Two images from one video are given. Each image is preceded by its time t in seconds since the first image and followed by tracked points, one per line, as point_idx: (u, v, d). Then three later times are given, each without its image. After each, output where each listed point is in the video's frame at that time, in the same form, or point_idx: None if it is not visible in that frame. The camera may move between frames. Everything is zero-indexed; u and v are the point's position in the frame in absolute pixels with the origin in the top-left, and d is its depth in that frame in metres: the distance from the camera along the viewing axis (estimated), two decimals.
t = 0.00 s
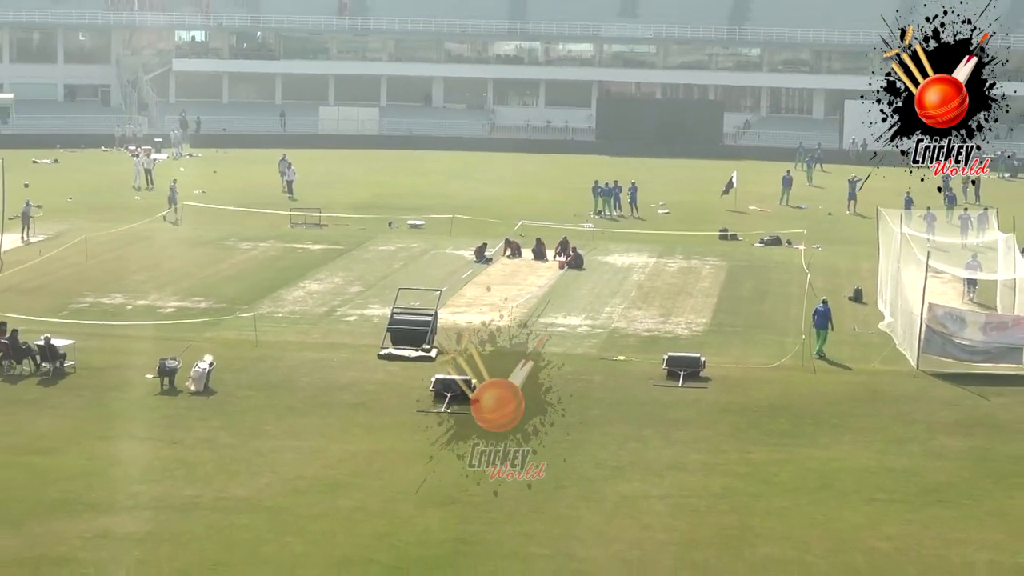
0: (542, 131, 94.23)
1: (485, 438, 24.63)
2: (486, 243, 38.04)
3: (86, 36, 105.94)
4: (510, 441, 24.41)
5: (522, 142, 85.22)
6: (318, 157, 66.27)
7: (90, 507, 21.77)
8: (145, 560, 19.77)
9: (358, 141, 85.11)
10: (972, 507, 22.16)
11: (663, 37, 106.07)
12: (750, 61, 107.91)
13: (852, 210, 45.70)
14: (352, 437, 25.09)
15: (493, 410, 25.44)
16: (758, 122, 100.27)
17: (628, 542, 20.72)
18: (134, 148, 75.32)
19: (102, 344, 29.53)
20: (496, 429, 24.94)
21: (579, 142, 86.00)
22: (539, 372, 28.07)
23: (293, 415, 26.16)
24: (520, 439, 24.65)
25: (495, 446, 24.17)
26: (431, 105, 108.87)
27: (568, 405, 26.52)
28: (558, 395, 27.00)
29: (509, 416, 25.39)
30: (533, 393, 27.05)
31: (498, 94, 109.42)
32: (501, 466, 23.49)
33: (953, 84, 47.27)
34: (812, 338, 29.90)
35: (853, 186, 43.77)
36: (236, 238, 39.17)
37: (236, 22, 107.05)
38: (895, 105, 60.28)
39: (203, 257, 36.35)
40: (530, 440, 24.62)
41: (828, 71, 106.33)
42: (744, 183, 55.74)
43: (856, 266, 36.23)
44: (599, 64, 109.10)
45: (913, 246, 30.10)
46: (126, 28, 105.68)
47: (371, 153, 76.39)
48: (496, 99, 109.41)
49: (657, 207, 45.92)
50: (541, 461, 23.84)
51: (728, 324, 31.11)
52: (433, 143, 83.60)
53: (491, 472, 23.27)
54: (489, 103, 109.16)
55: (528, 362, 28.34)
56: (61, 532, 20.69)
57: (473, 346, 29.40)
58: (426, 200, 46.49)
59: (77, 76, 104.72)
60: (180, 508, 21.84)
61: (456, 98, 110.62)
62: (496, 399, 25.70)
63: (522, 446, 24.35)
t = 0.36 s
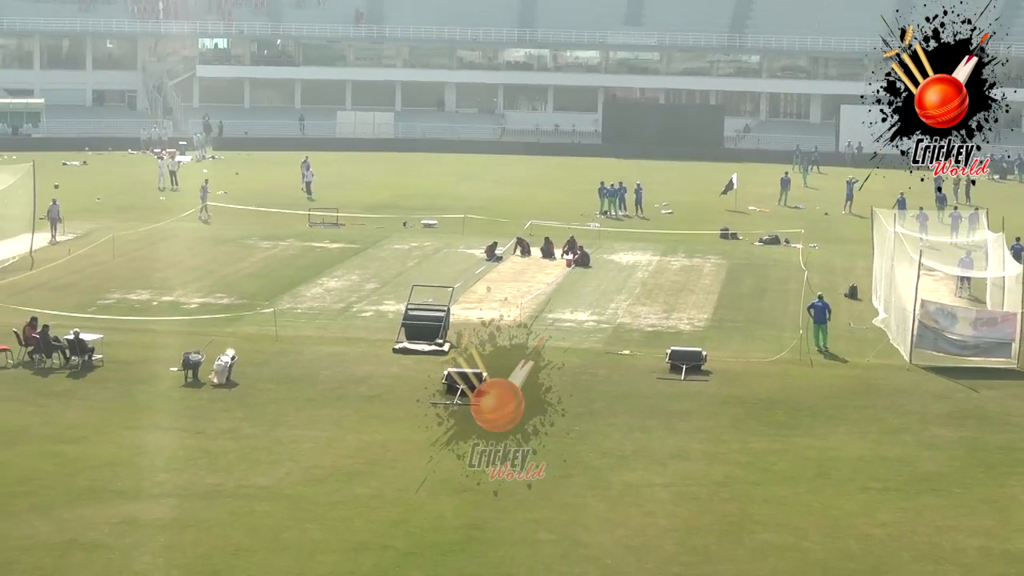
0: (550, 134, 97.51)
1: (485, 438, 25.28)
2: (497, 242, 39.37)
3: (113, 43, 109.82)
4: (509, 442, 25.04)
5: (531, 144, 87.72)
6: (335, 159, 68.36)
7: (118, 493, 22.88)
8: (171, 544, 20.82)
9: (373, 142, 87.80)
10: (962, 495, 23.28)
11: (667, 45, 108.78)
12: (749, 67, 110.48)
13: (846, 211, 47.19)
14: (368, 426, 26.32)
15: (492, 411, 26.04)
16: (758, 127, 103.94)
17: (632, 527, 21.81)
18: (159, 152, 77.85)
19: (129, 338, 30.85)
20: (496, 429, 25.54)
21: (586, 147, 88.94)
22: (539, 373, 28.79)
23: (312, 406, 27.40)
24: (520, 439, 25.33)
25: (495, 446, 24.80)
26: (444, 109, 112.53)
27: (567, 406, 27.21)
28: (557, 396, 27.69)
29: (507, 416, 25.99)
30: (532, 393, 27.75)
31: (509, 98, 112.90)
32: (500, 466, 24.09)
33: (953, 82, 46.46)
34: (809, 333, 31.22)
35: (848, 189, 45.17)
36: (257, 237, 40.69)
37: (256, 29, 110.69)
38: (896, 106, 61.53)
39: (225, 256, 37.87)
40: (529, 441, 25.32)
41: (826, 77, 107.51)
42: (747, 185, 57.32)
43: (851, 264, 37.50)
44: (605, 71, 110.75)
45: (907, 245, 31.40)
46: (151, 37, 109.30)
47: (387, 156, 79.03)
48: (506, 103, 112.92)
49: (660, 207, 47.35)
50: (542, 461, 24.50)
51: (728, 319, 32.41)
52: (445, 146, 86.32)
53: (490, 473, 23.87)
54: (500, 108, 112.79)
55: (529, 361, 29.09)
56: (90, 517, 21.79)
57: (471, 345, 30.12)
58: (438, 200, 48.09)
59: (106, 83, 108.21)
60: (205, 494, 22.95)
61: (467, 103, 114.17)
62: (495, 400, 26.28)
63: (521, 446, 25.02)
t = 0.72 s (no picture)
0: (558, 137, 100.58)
1: (485, 438, 25.95)
2: (506, 240, 40.75)
3: (138, 49, 114.16)
4: (510, 443, 25.68)
5: (540, 144, 90.04)
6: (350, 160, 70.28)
7: (143, 481, 23.96)
8: (193, 529, 21.84)
9: (386, 143, 90.29)
10: (951, 483, 24.41)
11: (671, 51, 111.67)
12: (749, 73, 112.98)
13: (841, 210, 48.58)
14: (383, 417, 27.53)
15: (493, 411, 26.83)
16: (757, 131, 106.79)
17: (635, 514, 22.86)
18: (182, 153, 80.17)
19: (154, 331, 32.19)
20: (494, 429, 26.30)
21: (593, 148, 91.44)
22: (538, 373, 29.56)
23: (329, 396, 28.68)
24: (521, 439, 26.00)
25: (495, 446, 25.41)
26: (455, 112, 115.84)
27: (567, 407, 27.85)
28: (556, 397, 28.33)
29: (509, 417, 26.77)
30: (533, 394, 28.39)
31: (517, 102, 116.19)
32: (500, 467, 24.67)
33: (952, 83, 47.41)
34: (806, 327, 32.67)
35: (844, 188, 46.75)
36: (277, 235, 42.20)
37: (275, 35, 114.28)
38: (897, 106, 62.88)
39: (246, 253, 39.35)
40: (529, 440, 25.98)
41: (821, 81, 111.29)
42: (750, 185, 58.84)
43: (846, 260, 38.94)
44: (609, 76, 113.89)
45: (898, 244, 32.96)
46: (175, 42, 113.03)
47: (400, 157, 81.59)
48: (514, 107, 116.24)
49: (663, 207, 48.78)
50: (543, 461, 25.07)
51: (728, 314, 33.79)
52: (455, 147, 88.67)
53: (490, 473, 24.44)
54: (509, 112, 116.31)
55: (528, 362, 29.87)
56: (118, 503, 22.86)
57: (471, 346, 31.10)
58: (450, 198, 49.66)
59: (134, 85, 112.64)
60: (227, 481, 24.06)
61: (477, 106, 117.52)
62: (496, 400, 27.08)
63: (521, 446, 25.67)
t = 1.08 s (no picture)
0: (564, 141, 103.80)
1: (485, 439, 26.36)
2: (512, 238, 42.07)
3: (160, 54, 117.05)
4: (509, 444, 26.08)
5: (548, 146, 92.47)
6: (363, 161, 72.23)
7: (163, 468, 24.92)
8: (211, 515, 22.64)
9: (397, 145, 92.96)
10: (940, 470, 25.36)
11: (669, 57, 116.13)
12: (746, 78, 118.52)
13: (835, 210, 49.91)
14: (393, 409, 28.60)
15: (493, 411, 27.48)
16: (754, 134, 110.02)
17: (637, 500, 23.75)
18: (201, 155, 82.45)
19: (173, 327, 33.46)
20: (493, 428, 26.89)
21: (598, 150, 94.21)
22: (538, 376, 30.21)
23: (342, 389, 29.85)
24: (521, 440, 26.47)
25: (495, 447, 25.80)
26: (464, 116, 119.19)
27: (565, 410, 28.43)
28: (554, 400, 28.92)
29: (509, 418, 27.39)
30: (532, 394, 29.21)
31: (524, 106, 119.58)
32: (500, 467, 25.03)
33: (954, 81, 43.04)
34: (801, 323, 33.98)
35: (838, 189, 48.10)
36: (293, 233, 43.69)
37: (291, 42, 117.94)
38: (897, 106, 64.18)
39: (264, 250, 40.83)
40: (529, 441, 26.45)
41: (816, 86, 116.58)
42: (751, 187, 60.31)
43: (839, 259, 40.41)
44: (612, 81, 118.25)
45: (891, 241, 34.40)
46: (195, 48, 116.20)
47: (410, 158, 83.81)
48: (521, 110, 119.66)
49: (664, 207, 50.18)
50: (542, 461, 25.47)
51: (726, 311, 35.07)
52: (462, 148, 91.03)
53: (490, 473, 24.79)
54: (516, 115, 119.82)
55: (528, 366, 30.55)
56: (140, 489, 23.78)
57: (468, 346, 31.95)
58: (459, 198, 51.15)
59: (155, 90, 115.81)
60: (243, 468, 25.07)
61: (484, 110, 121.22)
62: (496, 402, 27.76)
63: (521, 447, 26.08)
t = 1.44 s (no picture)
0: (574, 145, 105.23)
1: (485, 439, 26.92)
2: (522, 238, 43.17)
3: (181, 60, 118.88)
4: (509, 444, 26.64)
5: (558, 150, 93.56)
6: (377, 163, 73.46)
7: (184, 460, 25.96)
8: (231, 505, 23.61)
9: (409, 148, 94.24)
10: (936, 463, 26.29)
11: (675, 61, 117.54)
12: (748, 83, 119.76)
13: (837, 210, 51.01)
14: (406, 403, 29.61)
15: (493, 409, 27.70)
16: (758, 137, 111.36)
17: (642, 492, 24.70)
18: (219, 157, 83.78)
19: (193, 324, 34.53)
20: (493, 429, 27.23)
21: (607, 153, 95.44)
22: (537, 375, 30.86)
23: (358, 383, 30.90)
24: (522, 440, 27.08)
25: (494, 446, 26.38)
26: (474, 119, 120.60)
27: (566, 410, 29.05)
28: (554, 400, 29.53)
29: (509, 418, 27.67)
30: (532, 394, 29.87)
31: (532, 109, 120.91)
32: (500, 467, 25.58)
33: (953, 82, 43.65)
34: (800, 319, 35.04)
35: (839, 190, 49.14)
36: (309, 233, 44.79)
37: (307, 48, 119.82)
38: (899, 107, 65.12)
39: (281, 249, 41.94)
40: (530, 441, 27.04)
41: (816, 91, 117.12)
42: (757, 189, 61.32)
43: (839, 258, 41.40)
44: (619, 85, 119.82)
45: (889, 242, 35.51)
46: (215, 54, 117.98)
47: (422, 160, 84.86)
48: (530, 114, 121.02)
49: (669, 207, 51.24)
50: (542, 462, 26.05)
51: (729, 308, 36.07)
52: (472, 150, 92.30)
53: (490, 473, 25.36)
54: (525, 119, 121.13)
55: (527, 364, 31.03)
56: (162, 481, 24.80)
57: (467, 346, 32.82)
58: (470, 198, 52.29)
59: (176, 94, 117.49)
60: (262, 460, 26.09)
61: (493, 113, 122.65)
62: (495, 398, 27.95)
63: (523, 448, 26.63)
